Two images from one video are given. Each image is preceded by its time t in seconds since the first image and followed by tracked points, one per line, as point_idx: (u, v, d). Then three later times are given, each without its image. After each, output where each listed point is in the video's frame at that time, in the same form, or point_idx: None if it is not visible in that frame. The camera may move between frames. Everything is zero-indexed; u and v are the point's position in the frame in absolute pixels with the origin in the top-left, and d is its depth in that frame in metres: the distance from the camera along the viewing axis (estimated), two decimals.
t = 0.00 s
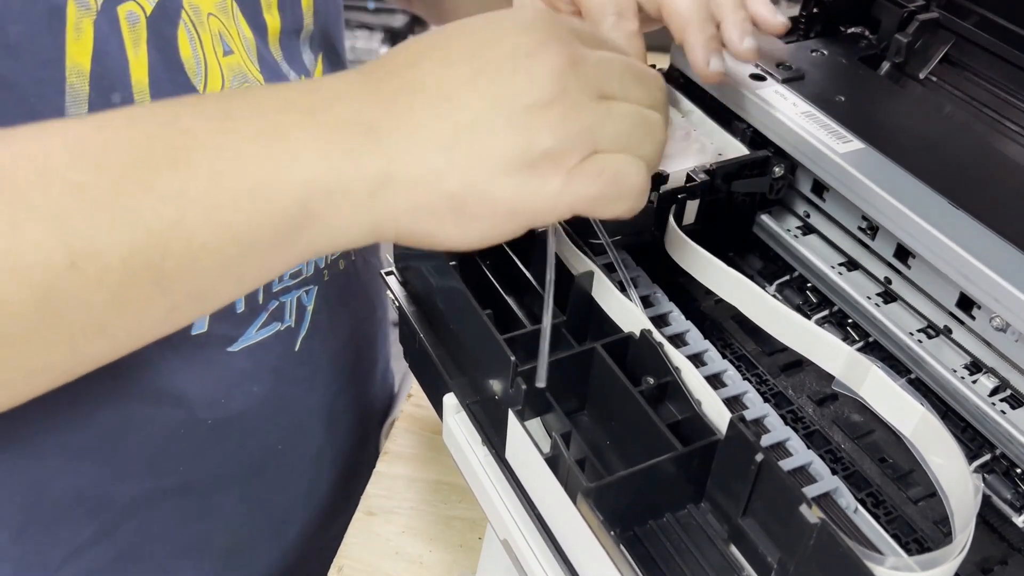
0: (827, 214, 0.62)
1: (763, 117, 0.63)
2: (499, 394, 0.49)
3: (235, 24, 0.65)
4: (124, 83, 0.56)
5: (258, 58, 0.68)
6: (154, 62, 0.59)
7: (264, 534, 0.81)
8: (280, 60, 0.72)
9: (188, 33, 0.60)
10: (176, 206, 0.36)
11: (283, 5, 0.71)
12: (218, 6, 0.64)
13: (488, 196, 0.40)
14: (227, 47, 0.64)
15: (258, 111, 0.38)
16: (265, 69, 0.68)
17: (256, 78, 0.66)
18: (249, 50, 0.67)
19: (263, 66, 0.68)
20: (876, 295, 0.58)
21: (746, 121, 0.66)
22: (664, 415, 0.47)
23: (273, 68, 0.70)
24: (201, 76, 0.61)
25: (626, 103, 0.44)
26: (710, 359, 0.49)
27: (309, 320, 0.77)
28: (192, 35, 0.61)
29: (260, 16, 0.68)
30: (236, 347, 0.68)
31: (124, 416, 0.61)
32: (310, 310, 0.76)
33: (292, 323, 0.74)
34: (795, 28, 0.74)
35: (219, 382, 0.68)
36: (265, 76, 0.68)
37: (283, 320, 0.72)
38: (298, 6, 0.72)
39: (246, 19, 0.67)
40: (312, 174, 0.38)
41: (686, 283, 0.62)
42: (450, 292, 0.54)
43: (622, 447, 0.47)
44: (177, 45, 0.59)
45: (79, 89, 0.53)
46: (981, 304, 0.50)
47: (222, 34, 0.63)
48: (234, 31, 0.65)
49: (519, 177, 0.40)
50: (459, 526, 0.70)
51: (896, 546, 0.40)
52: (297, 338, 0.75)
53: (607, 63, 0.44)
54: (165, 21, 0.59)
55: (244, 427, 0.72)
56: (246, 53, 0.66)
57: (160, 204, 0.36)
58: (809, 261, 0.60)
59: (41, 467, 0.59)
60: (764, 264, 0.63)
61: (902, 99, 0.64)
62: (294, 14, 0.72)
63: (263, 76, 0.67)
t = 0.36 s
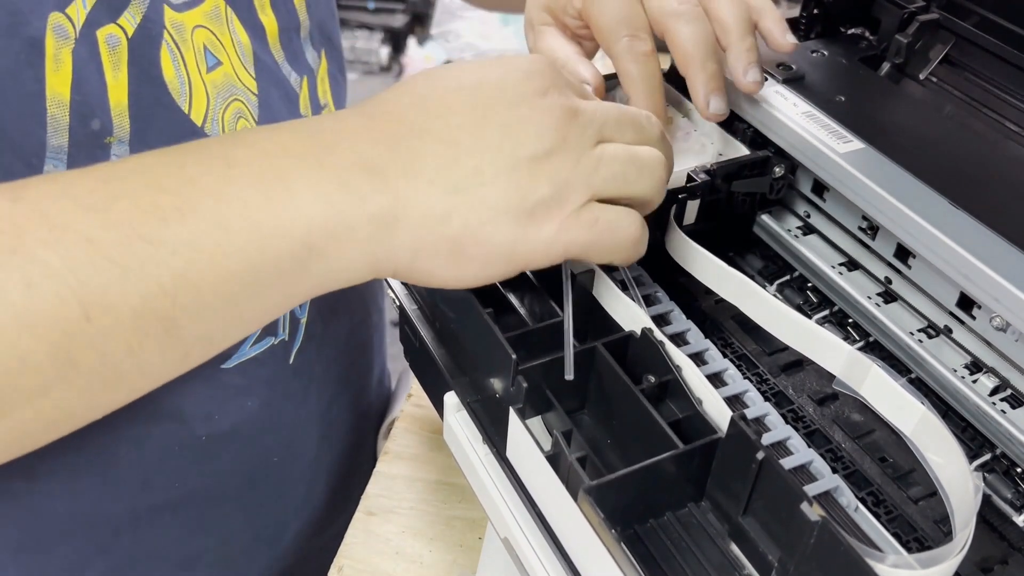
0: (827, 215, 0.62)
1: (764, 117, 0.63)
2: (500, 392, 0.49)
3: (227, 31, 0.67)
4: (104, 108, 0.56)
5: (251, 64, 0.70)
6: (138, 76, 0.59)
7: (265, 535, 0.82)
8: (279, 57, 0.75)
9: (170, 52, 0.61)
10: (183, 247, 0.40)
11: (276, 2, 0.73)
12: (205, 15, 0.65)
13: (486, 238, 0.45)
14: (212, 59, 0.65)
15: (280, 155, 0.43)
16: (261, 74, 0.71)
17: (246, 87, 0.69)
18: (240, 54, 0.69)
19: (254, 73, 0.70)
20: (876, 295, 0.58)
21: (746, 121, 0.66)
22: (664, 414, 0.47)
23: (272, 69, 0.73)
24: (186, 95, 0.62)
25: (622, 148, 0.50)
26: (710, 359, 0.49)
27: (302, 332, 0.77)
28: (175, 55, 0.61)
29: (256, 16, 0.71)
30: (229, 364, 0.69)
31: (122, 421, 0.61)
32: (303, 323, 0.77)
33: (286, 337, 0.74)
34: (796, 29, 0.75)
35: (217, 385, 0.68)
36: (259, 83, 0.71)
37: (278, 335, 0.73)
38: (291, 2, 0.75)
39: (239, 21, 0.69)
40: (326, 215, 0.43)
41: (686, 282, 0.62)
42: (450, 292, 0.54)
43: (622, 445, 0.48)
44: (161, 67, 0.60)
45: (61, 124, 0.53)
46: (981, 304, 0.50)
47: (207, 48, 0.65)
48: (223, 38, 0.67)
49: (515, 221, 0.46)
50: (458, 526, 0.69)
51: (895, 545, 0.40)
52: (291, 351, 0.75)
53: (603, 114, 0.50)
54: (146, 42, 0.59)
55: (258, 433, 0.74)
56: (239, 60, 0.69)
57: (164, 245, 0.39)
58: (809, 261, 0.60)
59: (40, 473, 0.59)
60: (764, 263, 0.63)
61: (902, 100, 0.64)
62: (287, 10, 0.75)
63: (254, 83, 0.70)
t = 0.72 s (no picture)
0: (828, 214, 0.62)
1: (765, 115, 0.63)
2: (500, 391, 0.49)
3: (230, 37, 0.67)
4: (101, 118, 0.56)
5: (255, 70, 0.70)
6: (135, 84, 0.59)
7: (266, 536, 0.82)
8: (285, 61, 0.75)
9: (169, 63, 0.61)
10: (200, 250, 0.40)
11: (277, 6, 0.73)
12: (206, 20, 0.65)
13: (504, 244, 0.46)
14: (211, 66, 0.65)
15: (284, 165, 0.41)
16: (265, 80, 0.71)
17: (249, 92, 0.69)
18: (243, 61, 0.69)
19: (258, 79, 0.70)
20: (877, 294, 0.58)
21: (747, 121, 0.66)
22: (664, 413, 0.47)
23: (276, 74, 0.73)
24: (186, 105, 0.62)
25: (644, 156, 0.51)
26: (710, 358, 0.49)
27: (303, 343, 0.77)
28: (173, 64, 0.61)
29: (259, 21, 0.71)
30: (228, 374, 0.68)
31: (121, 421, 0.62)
32: (303, 333, 0.77)
33: (286, 347, 0.74)
34: (796, 29, 0.74)
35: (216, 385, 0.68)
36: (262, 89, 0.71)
37: (277, 345, 0.72)
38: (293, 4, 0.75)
39: (242, 26, 0.69)
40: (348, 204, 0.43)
41: (686, 281, 0.62)
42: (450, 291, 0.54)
43: (623, 445, 0.48)
44: (161, 76, 0.60)
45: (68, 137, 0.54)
46: (981, 304, 0.50)
47: (206, 55, 0.65)
48: (225, 44, 0.67)
49: (537, 230, 0.47)
50: (458, 527, 0.69)
51: (895, 544, 0.40)
52: (291, 361, 0.76)
53: (625, 119, 0.50)
54: (143, 50, 0.59)
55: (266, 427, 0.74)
56: (242, 66, 0.69)
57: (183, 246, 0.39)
58: (809, 260, 0.60)
59: (38, 479, 0.59)
60: (765, 262, 0.63)
61: (903, 99, 0.64)
62: (289, 13, 0.75)
63: (257, 89, 0.70)
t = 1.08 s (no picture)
0: (827, 215, 0.62)
1: (764, 116, 0.64)
2: (500, 391, 0.49)
3: (239, 27, 0.72)
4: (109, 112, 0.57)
5: (261, 60, 0.75)
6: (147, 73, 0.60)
7: (264, 536, 0.81)
8: (289, 55, 0.79)
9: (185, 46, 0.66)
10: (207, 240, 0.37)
11: (285, 3, 0.78)
12: (218, 9, 0.69)
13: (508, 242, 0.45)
14: (219, 53, 0.70)
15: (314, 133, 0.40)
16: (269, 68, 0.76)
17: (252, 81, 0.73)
18: (251, 50, 0.73)
19: (263, 68, 0.75)
20: (876, 295, 0.58)
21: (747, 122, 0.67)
22: (665, 412, 0.47)
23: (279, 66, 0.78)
24: (200, 84, 0.67)
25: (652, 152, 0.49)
26: (710, 358, 0.49)
27: (302, 335, 0.79)
28: (188, 49, 0.66)
29: (265, 12, 0.75)
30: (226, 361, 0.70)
31: (118, 418, 0.62)
32: (303, 326, 0.79)
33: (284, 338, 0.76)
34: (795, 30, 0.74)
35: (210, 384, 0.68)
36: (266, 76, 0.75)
37: (276, 335, 0.74)
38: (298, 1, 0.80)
39: (252, 18, 0.73)
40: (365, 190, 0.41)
41: (686, 282, 0.62)
42: (451, 291, 0.54)
43: (623, 444, 0.48)
44: (181, 58, 0.65)
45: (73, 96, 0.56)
46: (981, 304, 0.50)
47: (216, 42, 0.69)
48: (235, 32, 0.71)
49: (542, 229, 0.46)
50: (458, 528, 0.69)
51: (896, 543, 0.40)
52: (290, 352, 0.77)
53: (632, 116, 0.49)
54: (168, 31, 0.64)
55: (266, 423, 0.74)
56: (250, 54, 0.73)
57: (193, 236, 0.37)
58: (809, 261, 0.60)
59: (35, 475, 0.59)
60: (764, 264, 0.63)
61: (903, 101, 0.64)
62: (295, 10, 0.79)
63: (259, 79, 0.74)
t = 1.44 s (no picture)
0: (827, 214, 0.62)
1: (764, 115, 0.63)
2: (500, 391, 0.49)
3: (239, 31, 0.68)
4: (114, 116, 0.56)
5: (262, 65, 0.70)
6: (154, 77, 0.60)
7: (265, 535, 0.82)
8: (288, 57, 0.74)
9: (185, 54, 0.62)
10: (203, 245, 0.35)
11: (281, 2, 0.72)
12: (217, 15, 0.65)
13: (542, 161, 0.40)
14: (220, 60, 0.66)
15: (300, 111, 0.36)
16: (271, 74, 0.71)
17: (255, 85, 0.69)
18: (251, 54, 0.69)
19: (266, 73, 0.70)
20: (876, 294, 0.58)
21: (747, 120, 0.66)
22: (664, 413, 0.47)
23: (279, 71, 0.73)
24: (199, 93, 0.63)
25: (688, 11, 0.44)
26: (710, 358, 0.49)
27: (304, 336, 0.78)
28: (188, 56, 0.62)
29: (264, 15, 0.70)
30: (231, 366, 0.68)
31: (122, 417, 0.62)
32: (304, 326, 0.77)
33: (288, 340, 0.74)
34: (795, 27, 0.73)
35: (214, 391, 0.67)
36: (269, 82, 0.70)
37: (279, 338, 0.73)
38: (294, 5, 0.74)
39: (251, 22, 0.69)
40: (383, 197, 0.38)
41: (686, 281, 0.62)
42: (451, 291, 0.54)
43: (623, 445, 0.48)
44: (176, 65, 0.61)
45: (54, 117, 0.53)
46: (981, 304, 0.50)
47: (216, 49, 0.65)
48: (235, 37, 0.67)
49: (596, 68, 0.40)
50: (458, 527, 0.69)
51: (895, 544, 0.40)
52: (294, 354, 0.76)
53: None
54: (163, 41, 0.60)
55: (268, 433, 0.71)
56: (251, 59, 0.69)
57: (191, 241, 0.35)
58: (809, 260, 0.60)
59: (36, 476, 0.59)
60: (764, 263, 0.63)
61: (903, 99, 0.64)
62: (292, 12, 0.74)
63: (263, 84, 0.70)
